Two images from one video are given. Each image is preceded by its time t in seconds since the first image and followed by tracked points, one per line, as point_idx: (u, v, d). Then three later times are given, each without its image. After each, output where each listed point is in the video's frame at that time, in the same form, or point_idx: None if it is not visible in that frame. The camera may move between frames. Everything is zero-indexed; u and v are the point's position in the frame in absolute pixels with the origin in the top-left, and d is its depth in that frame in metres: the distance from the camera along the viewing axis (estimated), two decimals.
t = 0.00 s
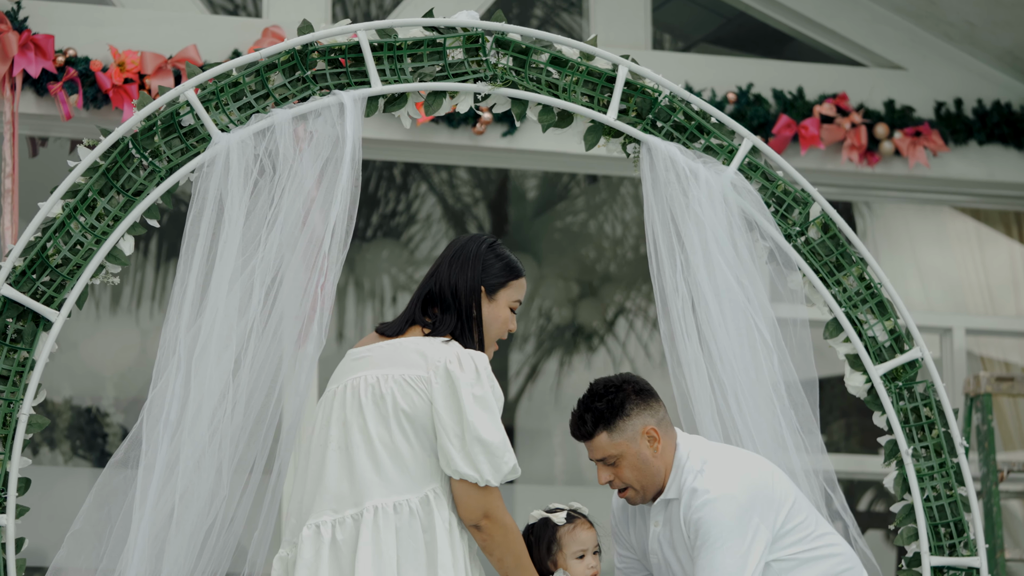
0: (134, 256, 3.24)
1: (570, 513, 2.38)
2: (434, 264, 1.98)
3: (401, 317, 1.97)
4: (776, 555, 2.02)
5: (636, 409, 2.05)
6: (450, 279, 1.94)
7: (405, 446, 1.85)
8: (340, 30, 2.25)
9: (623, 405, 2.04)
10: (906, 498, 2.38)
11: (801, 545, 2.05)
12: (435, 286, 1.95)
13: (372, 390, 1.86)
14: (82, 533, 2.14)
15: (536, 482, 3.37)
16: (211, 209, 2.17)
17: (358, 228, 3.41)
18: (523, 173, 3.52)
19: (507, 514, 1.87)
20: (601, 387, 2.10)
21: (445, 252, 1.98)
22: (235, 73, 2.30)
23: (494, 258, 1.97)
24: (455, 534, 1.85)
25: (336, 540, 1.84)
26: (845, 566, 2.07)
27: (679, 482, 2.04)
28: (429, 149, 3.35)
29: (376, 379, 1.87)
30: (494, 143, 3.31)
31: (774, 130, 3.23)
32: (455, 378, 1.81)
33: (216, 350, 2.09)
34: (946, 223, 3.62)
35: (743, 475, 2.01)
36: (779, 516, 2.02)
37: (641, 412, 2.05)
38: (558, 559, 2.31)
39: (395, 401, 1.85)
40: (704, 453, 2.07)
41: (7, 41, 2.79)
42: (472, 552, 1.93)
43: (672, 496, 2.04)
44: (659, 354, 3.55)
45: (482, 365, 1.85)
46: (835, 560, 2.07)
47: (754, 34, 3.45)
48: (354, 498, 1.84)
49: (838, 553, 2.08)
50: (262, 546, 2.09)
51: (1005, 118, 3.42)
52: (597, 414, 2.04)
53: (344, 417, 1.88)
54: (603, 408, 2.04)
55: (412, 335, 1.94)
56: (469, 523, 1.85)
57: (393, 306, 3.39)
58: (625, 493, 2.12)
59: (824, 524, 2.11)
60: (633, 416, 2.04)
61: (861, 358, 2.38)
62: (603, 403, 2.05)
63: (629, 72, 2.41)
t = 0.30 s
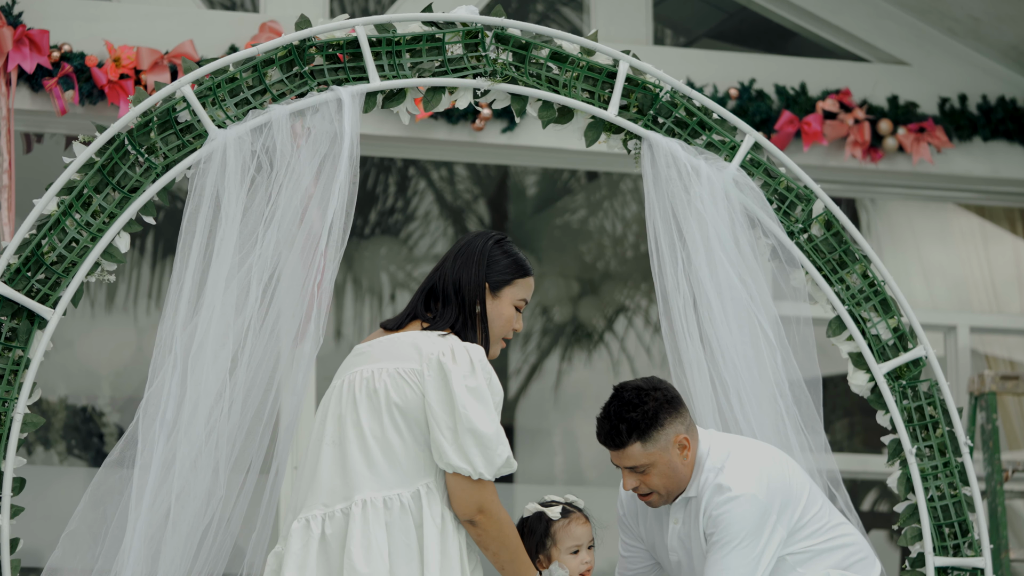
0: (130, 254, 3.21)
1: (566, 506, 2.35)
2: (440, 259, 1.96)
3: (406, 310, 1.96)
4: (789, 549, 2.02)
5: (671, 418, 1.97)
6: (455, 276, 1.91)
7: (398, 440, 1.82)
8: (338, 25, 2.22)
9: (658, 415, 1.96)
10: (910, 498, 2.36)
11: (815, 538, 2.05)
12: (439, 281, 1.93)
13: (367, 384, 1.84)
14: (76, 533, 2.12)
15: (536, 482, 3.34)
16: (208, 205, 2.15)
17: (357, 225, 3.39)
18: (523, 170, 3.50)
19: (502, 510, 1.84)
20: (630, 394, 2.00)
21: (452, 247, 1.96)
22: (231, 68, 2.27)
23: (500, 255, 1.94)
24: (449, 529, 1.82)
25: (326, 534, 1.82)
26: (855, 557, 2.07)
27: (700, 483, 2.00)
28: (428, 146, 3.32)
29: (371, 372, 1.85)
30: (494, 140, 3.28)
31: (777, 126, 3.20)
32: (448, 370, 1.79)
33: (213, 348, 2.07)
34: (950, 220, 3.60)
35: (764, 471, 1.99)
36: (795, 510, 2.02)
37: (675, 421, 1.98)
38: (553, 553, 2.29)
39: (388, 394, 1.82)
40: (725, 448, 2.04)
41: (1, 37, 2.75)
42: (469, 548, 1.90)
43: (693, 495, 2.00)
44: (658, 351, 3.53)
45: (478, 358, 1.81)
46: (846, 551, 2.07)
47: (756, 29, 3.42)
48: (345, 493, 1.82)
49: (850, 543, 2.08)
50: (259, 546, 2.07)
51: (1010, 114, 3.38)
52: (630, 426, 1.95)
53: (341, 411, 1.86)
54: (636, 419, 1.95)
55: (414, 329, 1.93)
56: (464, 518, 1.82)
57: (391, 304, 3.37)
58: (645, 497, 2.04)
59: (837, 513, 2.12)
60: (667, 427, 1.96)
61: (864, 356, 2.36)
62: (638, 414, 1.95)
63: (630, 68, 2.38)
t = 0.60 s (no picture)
0: (126, 251, 3.18)
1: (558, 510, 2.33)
2: (446, 257, 1.93)
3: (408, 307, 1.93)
4: (791, 554, 1.99)
5: (681, 438, 1.92)
6: (460, 274, 1.89)
7: (396, 442, 1.79)
8: (336, 20, 2.19)
9: (669, 434, 1.91)
10: (914, 498, 2.33)
11: (817, 541, 2.02)
12: (443, 278, 1.90)
13: (365, 383, 1.81)
14: (72, 533, 2.09)
15: (536, 481, 3.32)
16: (204, 203, 2.12)
17: (355, 222, 3.36)
18: (523, 166, 3.47)
19: (499, 515, 1.82)
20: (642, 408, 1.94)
21: (458, 246, 1.93)
22: (228, 63, 2.25)
23: (507, 256, 1.92)
24: (446, 531, 1.80)
25: (321, 534, 1.80)
26: (857, 558, 2.05)
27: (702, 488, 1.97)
28: (427, 142, 3.29)
29: (371, 371, 1.82)
30: (493, 136, 3.24)
31: (779, 122, 3.18)
32: (447, 372, 1.76)
33: (209, 345, 2.04)
34: (954, 217, 3.58)
35: (766, 475, 1.97)
36: (797, 514, 1.99)
37: (684, 439, 1.94)
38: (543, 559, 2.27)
39: (387, 393, 1.80)
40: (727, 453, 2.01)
41: None
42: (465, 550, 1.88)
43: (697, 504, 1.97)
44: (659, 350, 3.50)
45: (478, 359, 1.79)
46: (847, 553, 2.05)
47: (758, 24, 3.39)
48: (341, 492, 1.79)
49: (851, 546, 2.05)
50: (256, 547, 2.04)
51: (1015, 109, 3.35)
52: (642, 447, 1.89)
53: (339, 409, 1.83)
54: (647, 439, 1.90)
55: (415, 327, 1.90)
56: (458, 522, 1.79)
57: (390, 302, 3.35)
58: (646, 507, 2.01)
59: (837, 516, 2.10)
60: (677, 446, 1.92)
61: (868, 355, 2.34)
62: (648, 433, 1.90)
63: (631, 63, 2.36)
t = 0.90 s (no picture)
0: (122, 248, 3.16)
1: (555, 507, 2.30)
2: (452, 254, 1.91)
3: (411, 304, 1.91)
4: (782, 542, 1.97)
5: (668, 432, 1.90)
6: (466, 275, 1.86)
7: (397, 441, 1.77)
8: (335, 15, 2.17)
9: (654, 429, 1.89)
10: (918, 498, 2.31)
11: (807, 528, 2.00)
12: (448, 277, 1.88)
13: (367, 382, 1.79)
14: (67, 534, 2.06)
15: (536, 481, 3.30)
16: (201, 199, 2.09)
17: (353, 219, 3.34)
18: (524, 163, 3.44)
19: (499, 513, 1.79)
20: (627, 403, 1.92)
21: (465, 244, 1.91)
22: (225, 59, 2.22)
23: (516, 259, 1.89)
24: (447, 532, 1.77)
25: (321, 535, 1.78)
26: (849, 544, 2.03)
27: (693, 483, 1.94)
28: (426, 138, 3.27)
29: (372, 369, 1.80)
30: (493, 132, 3.22)
31: (783, 118, 3.15)
32: (450, 370, 1.74)
33: (206, 344, 2.02)
34: (960, 214, 3.55)
35: (756, 464, 1.95)
36: (788, 503, 1.97)
37: (670, 432, 1.92)
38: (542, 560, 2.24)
39: (388, 392, 1.77)
40: (714, 443, 1.99)
41: None
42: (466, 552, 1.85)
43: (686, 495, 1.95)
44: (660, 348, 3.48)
45: (481, 358, 1.76)
46: (839, 539, 2.03)
47: (761, 19, 3.36)
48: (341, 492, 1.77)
49: (841, 531, 2.03)
50: (254, 547, 2.01)
51: (1020, 105, 3.33)
52: (626, 442, 1.87)
53: (339, 408, 1.81)
54: (632, 434, 1.87)
55: (417, 324, 1.88)
56: (458, 522, 1.77)
57: (388, 300, 3.32)
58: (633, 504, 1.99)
59: (827, 503, 2.08)
60: (662, 441, 1.90)
61: (872, 353, 2.31)
62: (634, 428, 1.88)
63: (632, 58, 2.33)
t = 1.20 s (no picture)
0: (118, 245, 3.13)
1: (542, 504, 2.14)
2: (442, 245, 1.89)
3: (403, 297, 1.88)
4: (777, 562, 1.94)
5: (654, 453, 1.89)
6: (458, 265, 1.84)
7: (393, 433, 1.75)
8: (334, 9, 2.14)
9: (639, 450, 1.87)
10: (922, 498, 2.29)
11: (803, 549, 1.96)
12: (440, 267, 1.86)
13: (362, 374, 1.77)
14: (63, 534, 2.03)
15: (536, 480, 3.28)
16: (198, 196, 2.07)
17: (351, 216, 3.31)
18: (523, 159, 3.42)
19: (501, 502, 1.76)
20: (614, 424, 1.91)
21: (456, 234, 1.88)
22: (223, 54, 2.19)
23: (508, 249, 1.87)
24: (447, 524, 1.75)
25: (319, 528, 1.75)
26: (845, 565, 1.99)
27: (685, 502, 1.92)
28: (426, 134, 3.24)
29: (366, 361, 1.77)
30: (493, 128, 3.19)
31: (785, 114, 3.12)
32: (446, 359, 1.71)
33: (203, 342, 1.99)
34: (964, 211, 3.53)
35: (749, 484, 1.92)
36: (782, 523, 1.94)
37: (656, 454, 1.90)
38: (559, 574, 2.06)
39: (384, 383, 1.75)
40: (709, 463, 1.97)
41: None
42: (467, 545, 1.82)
43: (677, 515, 1.93)
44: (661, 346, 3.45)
45: (476, 345, 1.74)
46: (835, 560, 1.99)
47: (765, 14, 3.33)
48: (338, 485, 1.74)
49: (837, 554, 1.99)
50: (251, 547, 1.99)
51: None
52: (609, 463, 1.86)
53: (333, 403, 1.78)
54: (616, 454, 1.86)
55: (409, 316, 1.86)
56: (461, 510, 1.73)
57: (387, 297, 3.30)
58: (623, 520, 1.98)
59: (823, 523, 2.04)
60: (648, 461, 1.88)
61: (876, 351, 2.29)
62: (618, 448, 1.86)
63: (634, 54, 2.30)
